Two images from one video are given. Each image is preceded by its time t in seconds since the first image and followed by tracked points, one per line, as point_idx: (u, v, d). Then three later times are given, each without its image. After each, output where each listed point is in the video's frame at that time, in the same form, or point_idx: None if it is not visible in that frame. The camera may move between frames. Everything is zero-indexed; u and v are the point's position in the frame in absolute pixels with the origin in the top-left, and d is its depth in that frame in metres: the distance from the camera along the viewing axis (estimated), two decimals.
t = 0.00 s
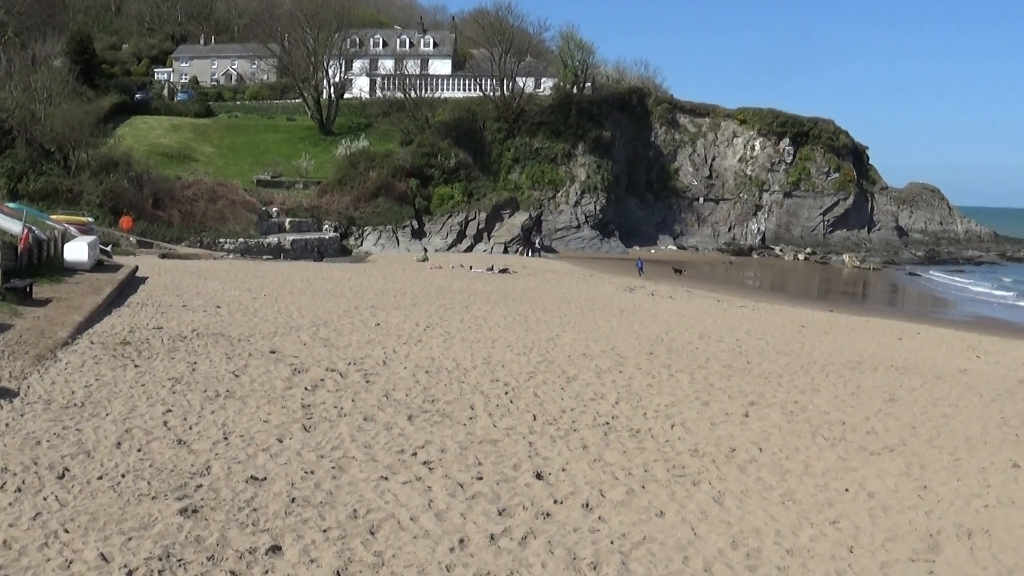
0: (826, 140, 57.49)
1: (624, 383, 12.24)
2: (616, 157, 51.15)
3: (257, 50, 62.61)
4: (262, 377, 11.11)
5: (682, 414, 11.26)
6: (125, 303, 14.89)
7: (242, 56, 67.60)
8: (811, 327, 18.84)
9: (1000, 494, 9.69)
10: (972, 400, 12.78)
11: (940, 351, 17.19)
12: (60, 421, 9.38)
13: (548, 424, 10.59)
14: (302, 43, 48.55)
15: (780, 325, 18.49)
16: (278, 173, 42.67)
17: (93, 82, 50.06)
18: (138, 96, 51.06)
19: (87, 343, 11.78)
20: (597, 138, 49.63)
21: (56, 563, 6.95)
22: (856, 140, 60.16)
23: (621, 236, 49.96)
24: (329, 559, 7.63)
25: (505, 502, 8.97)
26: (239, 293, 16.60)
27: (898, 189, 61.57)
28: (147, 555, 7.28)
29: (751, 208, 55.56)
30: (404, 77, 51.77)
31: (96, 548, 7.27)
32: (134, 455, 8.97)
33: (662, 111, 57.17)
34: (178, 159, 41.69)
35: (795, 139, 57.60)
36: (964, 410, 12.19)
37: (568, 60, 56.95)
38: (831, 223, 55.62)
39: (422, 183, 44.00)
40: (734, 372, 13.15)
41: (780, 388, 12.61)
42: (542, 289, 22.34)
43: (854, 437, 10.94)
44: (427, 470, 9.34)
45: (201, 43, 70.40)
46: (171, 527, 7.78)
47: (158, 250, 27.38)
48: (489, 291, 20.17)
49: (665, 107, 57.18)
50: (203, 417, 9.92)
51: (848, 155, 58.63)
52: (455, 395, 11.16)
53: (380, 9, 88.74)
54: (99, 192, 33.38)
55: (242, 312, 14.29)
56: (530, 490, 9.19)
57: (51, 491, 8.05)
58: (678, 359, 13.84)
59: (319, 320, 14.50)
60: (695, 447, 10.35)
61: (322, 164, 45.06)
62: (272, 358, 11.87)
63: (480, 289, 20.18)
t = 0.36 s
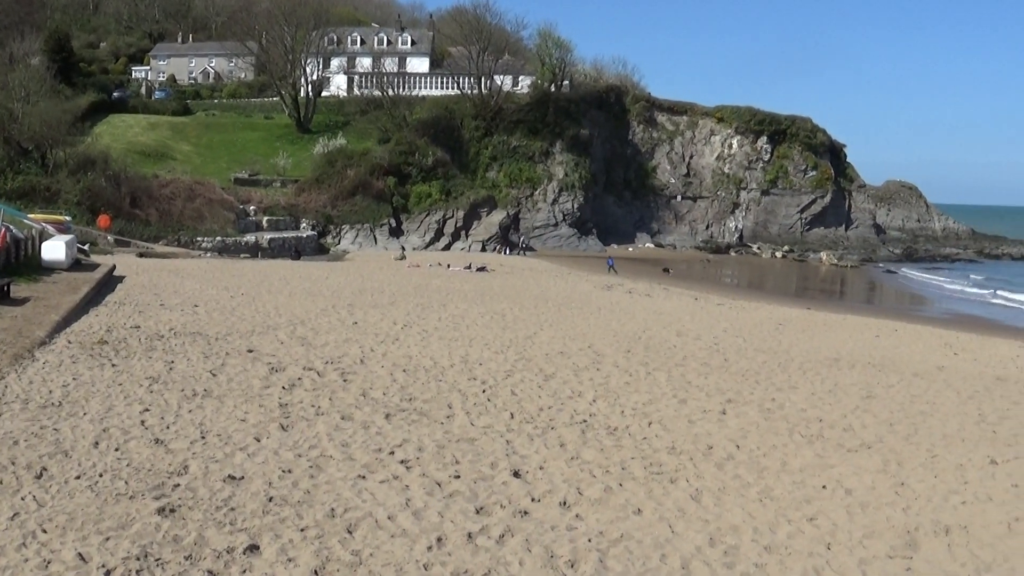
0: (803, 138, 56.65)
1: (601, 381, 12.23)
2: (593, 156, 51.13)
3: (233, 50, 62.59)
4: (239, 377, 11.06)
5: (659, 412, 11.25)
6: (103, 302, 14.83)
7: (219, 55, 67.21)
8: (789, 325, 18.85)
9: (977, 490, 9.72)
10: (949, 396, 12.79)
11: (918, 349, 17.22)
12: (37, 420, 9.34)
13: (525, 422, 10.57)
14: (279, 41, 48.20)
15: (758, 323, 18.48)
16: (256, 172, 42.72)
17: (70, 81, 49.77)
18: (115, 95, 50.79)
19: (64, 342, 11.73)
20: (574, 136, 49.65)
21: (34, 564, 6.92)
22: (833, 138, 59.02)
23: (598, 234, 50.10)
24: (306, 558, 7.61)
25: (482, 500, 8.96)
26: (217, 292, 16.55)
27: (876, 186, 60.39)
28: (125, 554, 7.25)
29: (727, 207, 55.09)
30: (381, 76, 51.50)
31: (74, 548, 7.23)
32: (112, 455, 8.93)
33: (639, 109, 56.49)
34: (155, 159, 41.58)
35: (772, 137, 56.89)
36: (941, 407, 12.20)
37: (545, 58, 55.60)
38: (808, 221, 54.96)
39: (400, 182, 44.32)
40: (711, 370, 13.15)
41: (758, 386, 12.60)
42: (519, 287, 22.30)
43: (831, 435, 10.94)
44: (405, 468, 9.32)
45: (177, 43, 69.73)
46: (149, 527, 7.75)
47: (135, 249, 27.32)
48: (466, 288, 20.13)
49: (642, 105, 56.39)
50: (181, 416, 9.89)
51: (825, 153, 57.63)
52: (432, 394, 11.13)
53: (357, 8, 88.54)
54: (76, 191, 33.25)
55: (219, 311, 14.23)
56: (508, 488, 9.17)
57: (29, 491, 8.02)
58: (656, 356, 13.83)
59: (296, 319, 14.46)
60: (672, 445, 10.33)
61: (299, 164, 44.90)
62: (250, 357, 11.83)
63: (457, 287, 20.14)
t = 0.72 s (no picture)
0: (778, 142, 56.67)
1: (577, 386, 12.23)
2: (569, 161, 51.03)
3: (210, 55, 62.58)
4: (215, 383, 11.02)
5: (635, 417, 11.25)
6: (79, 309, 14.79)
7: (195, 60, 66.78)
8: (764, 329, 18.89)
9: (953, 493, 9.75)
10: (924, 400, 12.82)
11: (893, 352, 17.28)
12: (12, 428, 9.29)
13: (501, 428, 10.55)
14: (254, 46, 47.84)
15: (733, 327, 18.49)
16: (231, 177, 42.72)
17: (46, 86, 49.67)
18: (92, 99, 50.69)
19: (40, 349, 11.67)
20: (550, 141, 49.95)
21: (9, 571, 6.89)
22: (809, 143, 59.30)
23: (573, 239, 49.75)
24: (282, 565, 7.59)
25: (458, 506, 8.94)
26: (193, 298, 16.52)
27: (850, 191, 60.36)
28: (101, 561, 7.22)
29: (703, 211, 54.77)
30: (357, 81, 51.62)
31: (50, 555, 7.20)
32: (87, 462, 8.88)
33: (615, 114, 56.45)
34: (132, 164, 41.45)
35: (747, 142, 56.73)
36: (916, 410, 12.23)
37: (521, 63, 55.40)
38: (783, 226, 54.88)
39: (375, 187, 44.19)
40: (687, 375, 13.15)
41: (733, 390, 12.59)
42: (495, 292, 22.30)
43: (807, 438, 10.95)
44: (381, 474, 9.30)
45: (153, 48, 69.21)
46: (125, 533, 7.72)
47: (111, 255, 27.21)
48: (443, 293, 20.13)
49: (617, 112, 56.40)
50: (156, 423, 9.85)
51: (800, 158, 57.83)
52: (408, 400, 11.11)
53: (333, 13, 88.32)
54: (52, 197, 32.93)
55: (195, 317, 14.19)
56: (483, 493, 9.16)
57: (3, 499, 7.97)
58: (631, 361, 13.84)
59: (272, 325, 14.42)
60: (647, 449, 10.33)
61: (276, 169, 44.95)
62: (225, 363, 11.80)
63: (433, 292, 20.14)
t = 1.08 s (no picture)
0: (754, 141, 56.92)
1: (553, 384, 12.22)
2: (546, 159, 50.68)
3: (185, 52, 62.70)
4: (190, 381, 10.98)
5: (611, 414, 11.25)
6: (56, 307, 14.73)
7: (172, 57, 67.44)
8: (740, 326, 18.94)
9: (929, 490, 9.78)
10: (900, 397, 12.85)
11: (869, 350, 17.34)
12: None
13: (476, 426, 10.54)
14: (231, 44, 47.54)
15: (709, 325, 18.50)
16: (207, 176, 42.43)
17: (23, 84, 49.45)
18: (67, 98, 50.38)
19: (15, 347, 11.62)
20: (526, 139, 49.33)
21: None
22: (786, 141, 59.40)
23: (550, 237, 49.91)
24: (258, 563, 7.57)
25: (434, 504, 8.93)
26: (169, 296, 16.47)
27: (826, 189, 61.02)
28: (76, 560, 7.18)
29: (679, 211, 54.67)
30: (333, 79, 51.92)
31: (26, 554, 7.16)
32: (63, 460, 8.84)
33: (592, 112, 56.39)
34: (107, 162, 40.89)
35: (724, 141, 56.80)
36: (892, 408, 12.26)
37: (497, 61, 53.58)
38: (759, 224, 55.03)
39: (351, 185, 44.08)
40: (663, 372, 13.15)
41: (709, 388, 12.59)
42: (472, 291, 22.26)
43: (782, 436, 10.96)
44: (356, 473, 9.28)
45: (130, 45, 69.55)
46: (101, 532, 7.68)
47: (86, 252, 27.07)
48: (418, 292, 20.10)
49: (594, 109, 56.24)
50: (132, 422, 9.82)
51: (777, 156, 58.06)
52: (384, 398, 11.08)
53: (310, 11, 88.05)
54: (27, 195, 32.73)
55: (171, 316, 14.14)
56: (459, 491, 9.14)
57: None
58: (607, 359, 13.85)
59: (248, 322, 14.38)
60: (623, 447, 10.32)
61: (252, 168, 44.66)
62: (201, 361, 11.77)
63: (409, 291, 20.12)
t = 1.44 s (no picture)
0: (726, 137, 57.17)
1: (524, 380, 12.20)
2: (518, 155, 50.76)
3: (156, 47, 62.14)
4: (162, 378, 10.95)
5: (583, 410, 11.24)
6: (27, 303, 14.63)
7: (143, 52, 66.01)
8: (712, 322, 18.94)
9: (900, 484, 9.81)
10: (872, 392, 12.89)
11: (842, 346, 17.37)
12: None
13: (448, 421, 10.51)
14: (203, 39, 46.84)
15: (682, 321, 18.49)
16: (178, 172, 41.70)
17: None
18: (40, 94, 50.21)
19: None
20: (498, 135, 49.30)
21: None
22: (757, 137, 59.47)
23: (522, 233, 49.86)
24: (230, 560, 7.54)
25: (406, 500, 8.91)
26: (141, 293, 16.41)
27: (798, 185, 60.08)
28: (48, 558, 7.14)
29: (651, 206, 54.88)
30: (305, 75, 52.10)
31: None
32: (34, 458, 8.78)
33: (564, 108, 56.59)
34: (78, 158, 40.51)
35: (695, 137, 57.24)
36: (864, 403, 12.28)
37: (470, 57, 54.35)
38: (731, 220, 54.95)
39: (323, 180, 43.69)
40: (635, 368, 13.14)
41: (680, 383, 12.60)
42: (444, 288, 22.18)
43: (754, 431, 10.96)
44: (328, 469, 9.25)
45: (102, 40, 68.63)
46: (73, 530, 7.63)
47: (58, 249, 26.84)
48: (391, 288, 20.04)
49: (566, 105, 56.49)
50: (104, 418, 9.77)
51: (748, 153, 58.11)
52: (355, 393, 11.04)
53: (281, 7, 87.52)
54: None
55: (143, 313, 14.07)
56: (431, 487, 9.13)
57: None
58: (579, 354, 13.83)
59: (219, 319, 14.30)
60: (595, 442, 10.32)
61: (223, 163, 44.14)
62: (172, 358, 11.72)
63: (381, 287, 20.06)
